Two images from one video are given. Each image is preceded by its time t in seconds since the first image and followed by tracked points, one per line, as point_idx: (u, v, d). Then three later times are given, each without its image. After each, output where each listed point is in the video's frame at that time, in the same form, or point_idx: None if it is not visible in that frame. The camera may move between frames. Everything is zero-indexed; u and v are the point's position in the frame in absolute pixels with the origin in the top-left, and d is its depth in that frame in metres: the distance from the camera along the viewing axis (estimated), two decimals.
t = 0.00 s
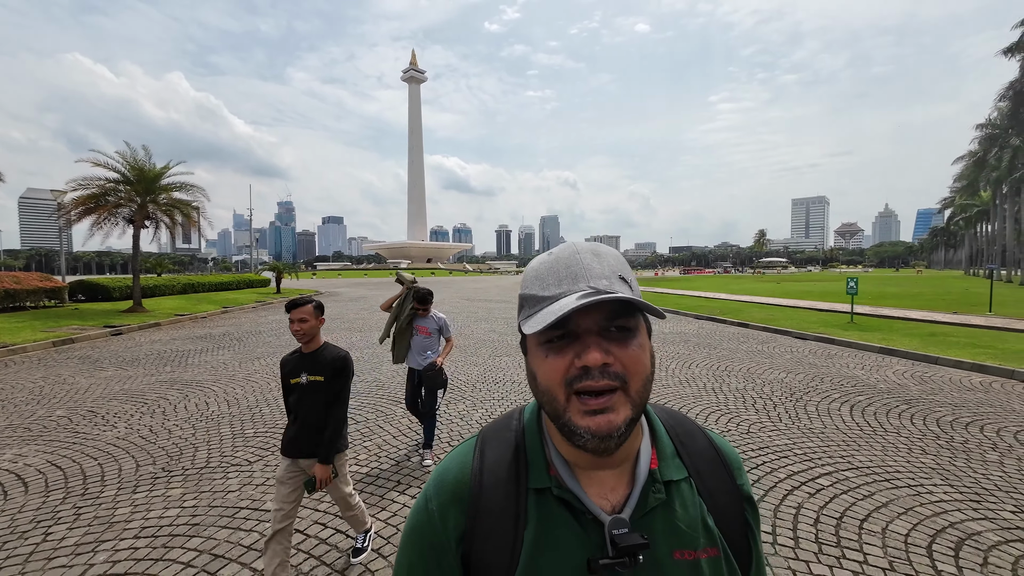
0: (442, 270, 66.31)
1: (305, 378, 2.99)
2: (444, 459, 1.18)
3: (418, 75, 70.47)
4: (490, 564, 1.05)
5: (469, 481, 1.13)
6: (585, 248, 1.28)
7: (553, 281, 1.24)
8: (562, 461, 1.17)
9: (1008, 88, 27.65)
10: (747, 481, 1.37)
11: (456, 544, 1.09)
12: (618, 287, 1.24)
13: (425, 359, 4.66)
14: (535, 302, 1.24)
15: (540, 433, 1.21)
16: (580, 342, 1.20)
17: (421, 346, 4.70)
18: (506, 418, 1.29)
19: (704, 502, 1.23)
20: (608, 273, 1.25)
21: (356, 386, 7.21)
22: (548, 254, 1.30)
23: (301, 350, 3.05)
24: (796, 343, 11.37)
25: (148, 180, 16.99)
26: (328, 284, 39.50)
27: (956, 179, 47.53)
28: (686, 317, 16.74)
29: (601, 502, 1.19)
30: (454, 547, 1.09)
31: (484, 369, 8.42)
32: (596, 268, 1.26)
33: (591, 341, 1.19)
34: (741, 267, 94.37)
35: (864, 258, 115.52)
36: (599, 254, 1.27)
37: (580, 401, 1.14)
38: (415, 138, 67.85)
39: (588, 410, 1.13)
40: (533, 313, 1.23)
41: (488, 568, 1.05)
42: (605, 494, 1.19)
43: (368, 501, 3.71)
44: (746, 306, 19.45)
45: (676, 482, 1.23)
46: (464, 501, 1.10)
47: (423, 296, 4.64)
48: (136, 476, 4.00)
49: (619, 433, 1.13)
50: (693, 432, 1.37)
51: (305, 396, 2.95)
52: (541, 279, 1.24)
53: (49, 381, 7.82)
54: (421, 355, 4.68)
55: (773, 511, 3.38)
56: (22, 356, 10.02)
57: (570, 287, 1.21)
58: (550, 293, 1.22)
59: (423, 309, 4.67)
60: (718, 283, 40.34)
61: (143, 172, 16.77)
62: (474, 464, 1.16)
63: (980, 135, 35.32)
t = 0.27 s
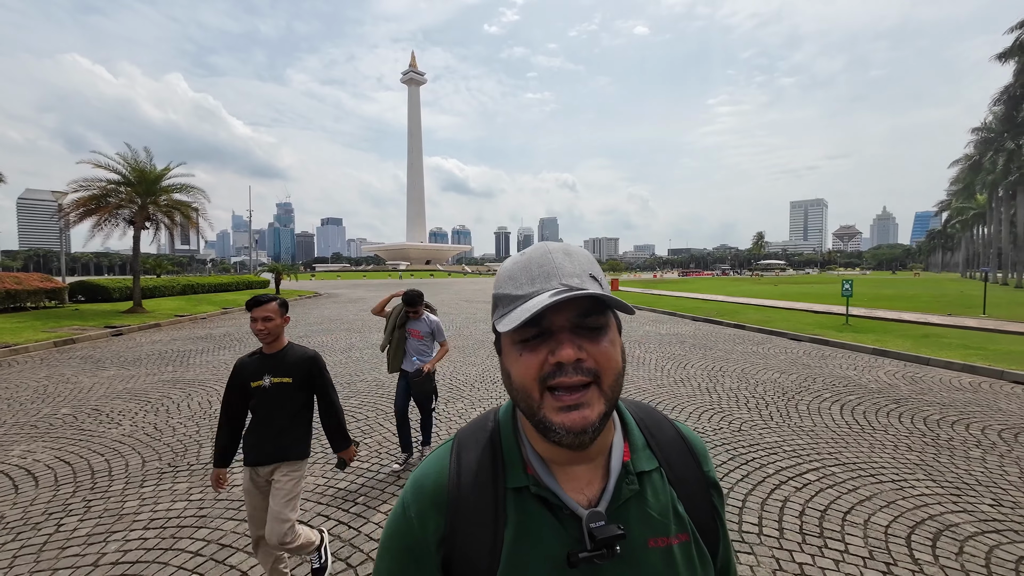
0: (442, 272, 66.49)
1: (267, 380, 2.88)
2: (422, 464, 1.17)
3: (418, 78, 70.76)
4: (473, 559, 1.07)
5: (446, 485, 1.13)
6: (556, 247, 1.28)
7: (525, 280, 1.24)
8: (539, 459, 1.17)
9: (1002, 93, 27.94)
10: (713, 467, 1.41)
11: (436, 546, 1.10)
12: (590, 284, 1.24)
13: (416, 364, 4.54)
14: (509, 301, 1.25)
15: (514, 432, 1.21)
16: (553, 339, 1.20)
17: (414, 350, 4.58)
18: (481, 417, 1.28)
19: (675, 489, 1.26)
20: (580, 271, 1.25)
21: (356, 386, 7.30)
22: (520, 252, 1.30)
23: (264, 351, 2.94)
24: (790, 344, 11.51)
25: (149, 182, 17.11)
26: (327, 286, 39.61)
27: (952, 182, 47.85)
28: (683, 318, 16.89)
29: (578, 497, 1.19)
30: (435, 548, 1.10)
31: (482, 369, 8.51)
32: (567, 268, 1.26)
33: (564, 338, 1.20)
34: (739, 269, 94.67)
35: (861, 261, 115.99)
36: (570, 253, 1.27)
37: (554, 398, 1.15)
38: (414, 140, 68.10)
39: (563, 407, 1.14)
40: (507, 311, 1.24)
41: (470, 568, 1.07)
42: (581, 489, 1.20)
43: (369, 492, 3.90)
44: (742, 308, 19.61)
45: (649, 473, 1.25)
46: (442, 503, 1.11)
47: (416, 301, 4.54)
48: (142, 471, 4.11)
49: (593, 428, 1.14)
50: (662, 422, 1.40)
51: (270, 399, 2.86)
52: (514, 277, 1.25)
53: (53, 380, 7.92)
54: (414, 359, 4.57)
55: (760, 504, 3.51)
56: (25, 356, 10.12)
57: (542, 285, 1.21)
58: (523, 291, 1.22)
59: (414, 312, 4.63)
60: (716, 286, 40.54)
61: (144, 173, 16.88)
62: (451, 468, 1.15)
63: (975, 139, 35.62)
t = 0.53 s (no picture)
0: (442, 274, 66.62)
1: (241, 402, 2.77)
2: (403, 477, 1.19)
3: (418, 80, 71.06)
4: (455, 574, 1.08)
5: (429, 498, 1.15)
6: (540, 255, 1.36)
7: (508, 289, 1.32)
8: (523, 467, 1.22)
9: (999, 98, 28.15)
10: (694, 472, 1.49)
11: (419, 559, 1.12)
12: (571, 292, 1.33)
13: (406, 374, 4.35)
14: (494, 309, 1.32)
15: (499, 441, 1.26)
16: (537, 347, 1.28)
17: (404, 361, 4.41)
18: (465, 426, 1.32)
19: (657, 494, 1.32)
20: (561, 281, 1.34)
21: (358, 387, 7.39)
22: (505, 262, 1.38)
23: (238, 369, 2.82)
24: (788, 347, 11.63)
25: (152, 184, 17.23)
26: (327, 288, 39.72)
27: (950, 186, 48.04)
28: (682, 321, 17.02)
29: (562, 504, 1.25)
30: (417, 561, 1.12)
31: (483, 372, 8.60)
32: (549, 276, 1.34)
33: (547, 345, 1.28)
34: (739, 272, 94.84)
35: (860, 264, 116.23)
36: (553, 262, 1.36)
37: (538, 404, 1.22)
38: (415, 142, 68.32)
39: (547, 414, 1.21)
40: (490, 320, 1.31)
41: None
42: (566, 497, 1.25)
43: (375, 490, 4.04)
44: (741, 310, 19.74)
45: (631, 478, 1.32)
46: (426, 516, 1.13)
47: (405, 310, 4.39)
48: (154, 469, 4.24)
49: (576, 434, 1.20)
50: (644, 430, 1.48)
51: (246, 422, 2.77)
52: (497, 287, 1.32)
53: (60, 380, 8.04)
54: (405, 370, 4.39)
55: (754, 501, 3.63)
56: (30, 357, 10.24)
57: (526, 293, 1.29)
58: (506, 300, 1.30)
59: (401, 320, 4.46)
60: (716, 288, 40.66)
61: (147, 176, 17.00)
62: (434, 477, 1.18)
63: (973, 143, 35.82)
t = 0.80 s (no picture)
0: (443, 275, 66.75)
1: (213, 413, 2.59)
2: (398, 483, 1.20)
3: (420, 82, 71.23)
4: None
5: (424, 502, 1.17)
6: (533, 259, 1.39)
7: (503, 292, 1.35)
8: (517, 470, 1.24)
9: (998, 101, 28.27)
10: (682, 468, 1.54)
11: (414, 564, 1.13)
12: (565, 295, 1.37)
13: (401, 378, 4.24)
14: (488, 312, 1.35)
15: (492, 444, 1.28)
16: (531, 350, 1.31)
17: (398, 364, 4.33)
18: (457, 430, 1.34)
19: (648, 490, 1.37)
20: (556, 283, 1.37)
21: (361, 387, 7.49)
22: (499, 266, 1.42)
23: (215, 377, 2.66)
24: (787, 348, 11.72)
25: (156, 186, 17.32)
26: (328, 288, 39.86)
27: (950, 188, 48.08)
28: (682, 322, 17.11)
29: (556, 503, 1.28)
30: (414, 567, 1.13)
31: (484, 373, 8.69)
32: (544, 279, 1.37)
33: (542, 348, 1.30)
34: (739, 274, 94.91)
35: (861, 266, 116.25)
36: (547, 265, 1.39)
37: (534, 405, 1.25)
38: (416, 144, 68.48)
39: (541, 413, 1.24)
40: (485, 323, 1.33)
41: None
42: (559, 496, 1.29)
43: (380, 487, 4.15)
44: (741, 312, 19.82)
45: (622, 475, 1.36)
46: (421, 520, 1.15)
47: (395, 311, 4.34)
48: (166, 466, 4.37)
49: (571, 433, 1.23)
50: (633, 428, 1.53)
51: (215, 435, 2.56)
52: (491, 290, 1.35)
53: (67, 380, 8.14)
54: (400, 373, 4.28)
55: (751, 499, 3.72)
56: (37, 357, 10.34)
57: (521, 296, 1.32)
58: (501, 303, 1.32)
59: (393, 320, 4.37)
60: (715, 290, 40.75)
61: (151, 178, 17.10)
62: (428, 482, 1.20)
63: (973, 146, 35.90)
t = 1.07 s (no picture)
0: (444, 276, 66.87)
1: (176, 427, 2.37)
2: (407, 478, 1.19)
3: (421, 83, 71.39)
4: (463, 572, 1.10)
5: (434, 496, 1.16)
6: (541, 256, 1.42)
7: (512, 289, 1.36)
8: (525, 463, 1.24)
9: (998, 102, 28.30)
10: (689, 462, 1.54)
11: (426, 560, 1.13)
12: (573, 292, 1.38)
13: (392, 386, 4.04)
14: (498, 308, 1.36)
15: (501, 438, 1.28)
16: (540, 346, 1.31)
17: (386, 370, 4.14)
18: (465, 426, 1.34)
19: (657, 484, 1.37)
20: (565, 279, 1.39)
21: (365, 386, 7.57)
22: (507, 262, 1.43)
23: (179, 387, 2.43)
24: (787, 348, 11.79)
25: (159, 187, 17.44)
26: (330, 289, 40.01)
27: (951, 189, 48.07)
28: (683, 323, 17.18)
29: (565, 497, 1.28)
30: (424, 561, 1.13)
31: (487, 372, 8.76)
32: (552, 276, 1.39)
33: (551, 343, 1.31)
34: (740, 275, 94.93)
35: (862, 266, 116.16)
36: (554, 262, 1.41)
37: (543, 399, 1.24)
38: (417, 144, 68.61)
39: (551, 406, 1.24)
40: (495, 320, 1.34)
41: None
42: (567, 490, 1.28)
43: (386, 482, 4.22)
44: (741, 312, 19.89)
45: (630, 468, 1.36)
46: (430, 514, 1.14)
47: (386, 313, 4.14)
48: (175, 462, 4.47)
49: (580, 426, 1.24)
50: (640, 422, 1.54)
51: (176, 454, 2.33)
52: (501, 287, 1.35)
53: (74, 379, 8.23)
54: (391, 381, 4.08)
55: (749, 494, 3.81)
56: (43, 356, 10.44)
57: (531, 293, 1.33)
58: (510, 300, 1.34)
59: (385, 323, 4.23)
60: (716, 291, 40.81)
61: (155, 178, 17.22)
62: (438, 475, 1.20)
63: (974, 147, 35.92)
